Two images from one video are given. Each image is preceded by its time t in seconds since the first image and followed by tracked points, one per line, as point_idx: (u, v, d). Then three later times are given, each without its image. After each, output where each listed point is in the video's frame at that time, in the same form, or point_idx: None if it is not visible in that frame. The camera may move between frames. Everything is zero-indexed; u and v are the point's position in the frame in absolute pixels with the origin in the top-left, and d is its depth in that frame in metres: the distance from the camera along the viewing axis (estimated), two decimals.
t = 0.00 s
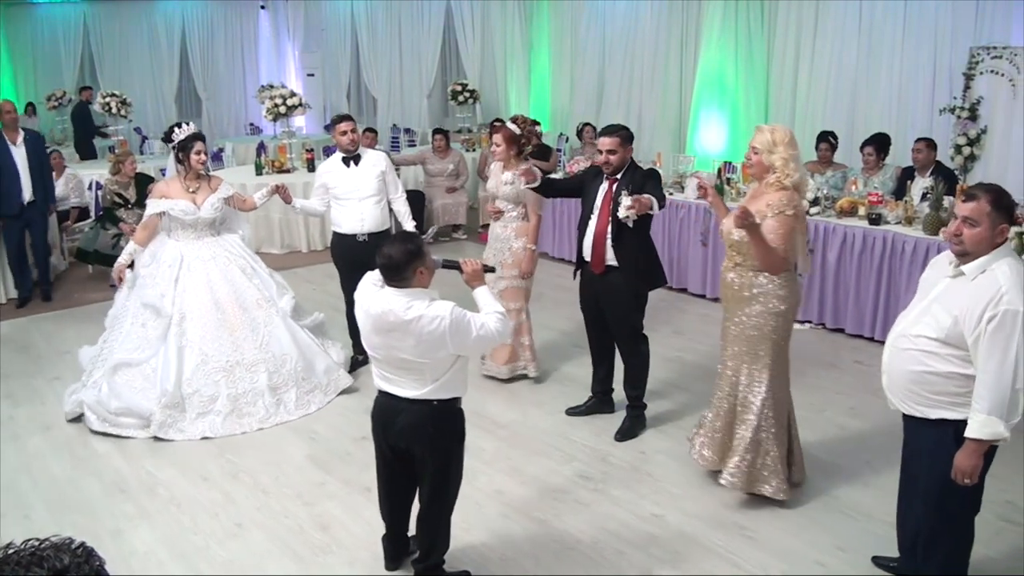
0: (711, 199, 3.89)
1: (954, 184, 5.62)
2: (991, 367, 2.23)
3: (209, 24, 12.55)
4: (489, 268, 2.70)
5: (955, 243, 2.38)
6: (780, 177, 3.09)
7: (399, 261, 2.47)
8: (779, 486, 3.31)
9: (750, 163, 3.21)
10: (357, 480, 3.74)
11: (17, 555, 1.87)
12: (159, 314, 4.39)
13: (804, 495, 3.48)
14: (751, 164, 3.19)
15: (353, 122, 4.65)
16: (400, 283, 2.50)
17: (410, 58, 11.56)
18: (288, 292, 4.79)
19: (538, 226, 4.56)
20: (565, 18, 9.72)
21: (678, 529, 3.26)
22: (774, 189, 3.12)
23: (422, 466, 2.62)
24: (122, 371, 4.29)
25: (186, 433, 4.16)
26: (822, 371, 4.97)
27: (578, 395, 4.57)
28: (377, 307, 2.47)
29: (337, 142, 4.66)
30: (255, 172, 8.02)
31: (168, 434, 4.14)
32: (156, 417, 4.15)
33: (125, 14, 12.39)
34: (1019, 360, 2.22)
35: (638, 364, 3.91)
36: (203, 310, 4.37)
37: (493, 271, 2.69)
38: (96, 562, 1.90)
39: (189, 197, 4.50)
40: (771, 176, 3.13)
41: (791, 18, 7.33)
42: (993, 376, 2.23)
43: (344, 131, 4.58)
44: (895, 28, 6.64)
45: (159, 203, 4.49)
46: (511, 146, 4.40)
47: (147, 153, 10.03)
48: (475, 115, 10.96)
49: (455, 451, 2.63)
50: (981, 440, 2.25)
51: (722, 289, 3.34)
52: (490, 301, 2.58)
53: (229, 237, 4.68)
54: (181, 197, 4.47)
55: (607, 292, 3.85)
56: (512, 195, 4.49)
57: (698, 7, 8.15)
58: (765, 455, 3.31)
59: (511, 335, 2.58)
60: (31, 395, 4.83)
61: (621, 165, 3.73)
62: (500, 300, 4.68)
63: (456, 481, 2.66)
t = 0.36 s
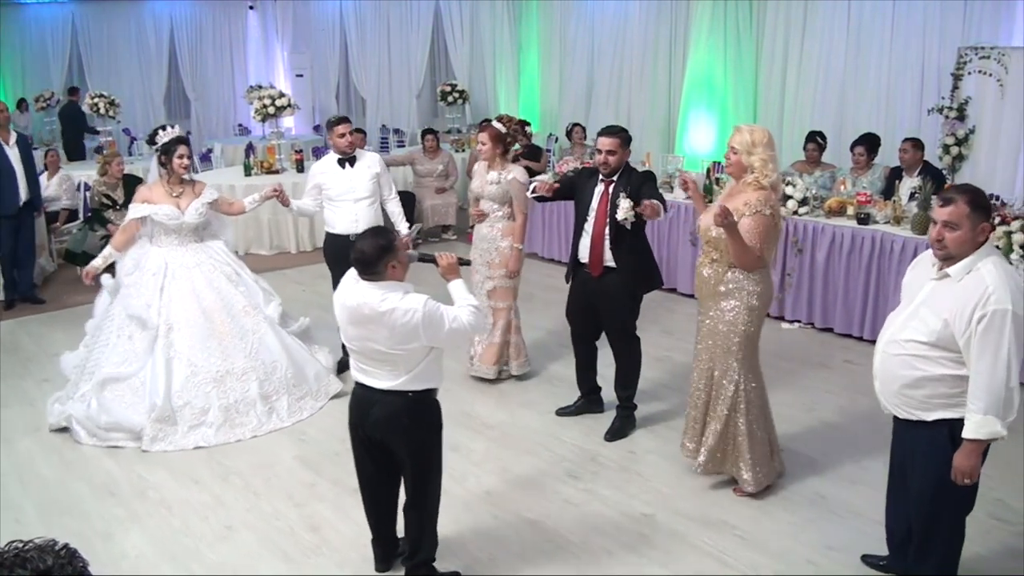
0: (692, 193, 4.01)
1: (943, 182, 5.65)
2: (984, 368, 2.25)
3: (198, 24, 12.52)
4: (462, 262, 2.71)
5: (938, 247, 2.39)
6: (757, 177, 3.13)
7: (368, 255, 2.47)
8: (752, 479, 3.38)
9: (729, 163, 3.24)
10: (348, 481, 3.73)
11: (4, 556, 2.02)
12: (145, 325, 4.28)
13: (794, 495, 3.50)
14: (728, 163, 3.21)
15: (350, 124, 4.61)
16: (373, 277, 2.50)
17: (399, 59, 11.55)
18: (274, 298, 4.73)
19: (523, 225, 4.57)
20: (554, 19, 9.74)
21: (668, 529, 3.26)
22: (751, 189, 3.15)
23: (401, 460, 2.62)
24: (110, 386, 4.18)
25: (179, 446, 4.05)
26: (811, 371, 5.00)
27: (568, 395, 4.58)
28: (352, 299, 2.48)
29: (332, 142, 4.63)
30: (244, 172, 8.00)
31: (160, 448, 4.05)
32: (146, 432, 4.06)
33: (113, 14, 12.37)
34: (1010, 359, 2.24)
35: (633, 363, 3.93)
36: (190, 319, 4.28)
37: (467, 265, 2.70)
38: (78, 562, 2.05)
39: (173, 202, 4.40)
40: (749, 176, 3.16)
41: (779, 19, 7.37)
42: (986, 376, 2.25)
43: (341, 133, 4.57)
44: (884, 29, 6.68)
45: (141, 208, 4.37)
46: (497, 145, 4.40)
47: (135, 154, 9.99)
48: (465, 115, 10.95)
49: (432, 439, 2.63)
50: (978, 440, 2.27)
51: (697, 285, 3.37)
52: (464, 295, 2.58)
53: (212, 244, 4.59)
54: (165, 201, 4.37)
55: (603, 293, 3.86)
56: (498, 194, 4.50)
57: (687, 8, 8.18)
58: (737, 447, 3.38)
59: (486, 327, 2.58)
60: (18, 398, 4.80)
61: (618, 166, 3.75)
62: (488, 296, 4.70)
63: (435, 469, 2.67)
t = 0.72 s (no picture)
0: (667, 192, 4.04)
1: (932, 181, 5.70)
2: (969, 360, 2.26)
3: (188, 24, 12.49)
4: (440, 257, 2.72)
5: (921, 245, 2.41)
6: (745, 173, 3.15)
7: (347, 252, 2.46)
8: (744, 478, 3.44)
9: (713, 161, 3.23)
10: (338, 482, 3.73)
11: None
12: (125, 331, 4.18)
13: (782, 494, 3.51)
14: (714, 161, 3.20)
15: (362, 123, 4.58)
16: (352, 275, 2.49)
17: (390, 59, 11.53)
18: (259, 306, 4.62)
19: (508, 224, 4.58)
20: (545, 18, 9.74)
21: (658, 528, 3.28)
22: (741, 186, 3.17)
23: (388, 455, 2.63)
24: (88, 393, 4.07)
25: (157, 457, 3.95)
26: (800, 370, 5.02)
27: (558, 395, 4.59)
28: (331, 296, 2.48)
29: (342, 140, 4.60)
30: (233, 173, 7.98)
31: (137, 458, 3.93)
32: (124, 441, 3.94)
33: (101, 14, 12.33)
34: (995, 350, 2.24)
35: (621, 362, 3.95)
36: (172, 326, 4.17)
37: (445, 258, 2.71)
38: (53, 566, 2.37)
39: (154, 206, 4.33)
40: (737, 173, 3.16)
41: (770, 19, 7.39)
42: (972, 368, 2.25)
43: (352, 132, 4.51)
44: (873, 29, 6.71)
45: (122, 212, 4.29)
46: (481, 142, 4.37)
47: (125, 155, 9.97)
48: (455, 115, 10.94)
49: (418, 431, 2.63)
50: (966, 433, 2.26)
51: (692, 286, 3.34)
52: (443, 289, 2.57)
53: (196, 250, 4.50)
54: (147, 206, 4.30)
55: (589, 291, 3.86)
56: (482, 192, 4.51)
57: (677, 8, 8.19)
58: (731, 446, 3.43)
59: (463, 319, 2.60)
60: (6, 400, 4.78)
61: (603, 161, 3.74)
62: (472, 296, 4.72)
63: (426, 459, 2.67)
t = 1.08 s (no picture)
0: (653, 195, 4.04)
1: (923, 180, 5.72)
2: (947, 342, 2.29)
3: (178, 24, 12.46)
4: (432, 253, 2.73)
5: (898, 234, 2.43)
6: (744, 170, 3.19)
7: (340, 252, 2.46)
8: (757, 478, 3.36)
9: (710, 161, 3.24)
10: (331, 484, 3.72)
11: None
12: (118, 332, 4.11)
13: (773, 494, 3.52)
14: (712, 161, 3.21)
15: (368, 123, 4.56)
16: (345, 275, 2.49)
17: (380, 59, 11.52)
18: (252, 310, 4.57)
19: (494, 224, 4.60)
20: (535, 19, 9.75)
21: (650, 528, 3.28)
22: (743, 184, 3.20)
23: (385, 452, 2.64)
24: (79, 394, 3.98)
25: (151, 461, 3.89)
26: (790, 369, 5.04)
27: (549, 395, 4.59)
28: (324, 296, 2.49)
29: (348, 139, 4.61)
30: (224, 174, 7.96)
31: (130, 462, 3.87)
32: (116, 442, 3.87)
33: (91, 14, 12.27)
34: (971, 334, 2.28)
35: (609, 361, 3.94)
36: (166, 327, 4.13)
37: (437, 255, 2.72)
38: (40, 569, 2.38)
39: (147, 209, 4.29)
40: (737, 170, 3.21)
41: (760, 20, 7.42)
42: (950, 350, 2.28)
43: (356, 131, 4.52)
44: (863, 30, 6.73)
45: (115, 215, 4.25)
46: (471, 144, 4.40)
47: (115, 156, 9.93)
48: (446, 116, 10.95)
49: (414, 426, 2.65)
50: (938, 411, 2.29)
51: (701, 290, 3.30)
52: (437, 287, 2.58)
53: (189, 254, 4.47)
54: (139, 209, 4.26)
55: (574, 290, 3.87)
56: (469, 192, 4.52)
57: (667, 9, 8.20)
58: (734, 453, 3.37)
59: (455, 317, 2.61)
60: None
61: (585, 158, 3.77)
62: (456, 297, 4.72)
63: (421, 454, 2.70)
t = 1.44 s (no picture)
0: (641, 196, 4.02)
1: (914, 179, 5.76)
2: (929, 331, 2.30)
3: (169, 23, 12.41)
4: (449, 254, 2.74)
5: (881, 228, 2.46)
6: (755, 171, 3.19)
7: (360, 254, 2.48)
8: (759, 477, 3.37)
9: (719, 164, 3.22)
10: (323, 485, 3.71)
11: None
12: (127, 332, 4.11)
13: (764, 493, 3.52)
14: (722, 163, 3.19)
15: (362, 123, 4.54)
16: (364, 275, 2.51)
17: (373, 59, 11.51)
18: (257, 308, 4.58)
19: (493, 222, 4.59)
20: (528, 19, 9.76)
21: (643, 528, 3.28)
22: (755, 185, 3.20)
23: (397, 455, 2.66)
24: (90, 395, 3.98)
25: (164, 458, 3.92)
26: (781, 368, 5.06)
27: (542, 395, 4.59)
28: (345, 296, 2.49)
29: (342, 139, 4.60)
30: (215, 174, 7.93)
31: (143, 460, 3.90)
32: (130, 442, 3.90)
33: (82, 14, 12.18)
34: (953, 325, 2.29)
35: (594, 359, 3.95)
36: (175, 327, 4.13)
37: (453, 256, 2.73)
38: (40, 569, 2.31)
39: (152, 209, 4.28)
40: (748, 171, 3.20)
41: (751, 20, 7.44)
42: (933, 339, 2.30)
43: (354, 130, 4.49)
44: (854, 30, 6.76)
45: (119, 215, 4.24)
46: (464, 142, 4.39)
47: (106, 156, 9.87)
48: (438, 116, 10.94)
49: (428, 427, 2.68)
50: (923, 398, 2.30)
51: (716, 294, 3.29)
52: (456, 288, 2.59)
53: (195, 253, 4.48)
54: (145, 209, 4.25)
55: (561, 290, 3.87)
56: (465, 192, 4.52)
57: (659, 9, 8.22)
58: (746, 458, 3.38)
59: (474, 317, 2.62)
60: None
61: (575, 158, 3.77)
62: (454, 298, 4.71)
63: (432, 456, 2.73)
